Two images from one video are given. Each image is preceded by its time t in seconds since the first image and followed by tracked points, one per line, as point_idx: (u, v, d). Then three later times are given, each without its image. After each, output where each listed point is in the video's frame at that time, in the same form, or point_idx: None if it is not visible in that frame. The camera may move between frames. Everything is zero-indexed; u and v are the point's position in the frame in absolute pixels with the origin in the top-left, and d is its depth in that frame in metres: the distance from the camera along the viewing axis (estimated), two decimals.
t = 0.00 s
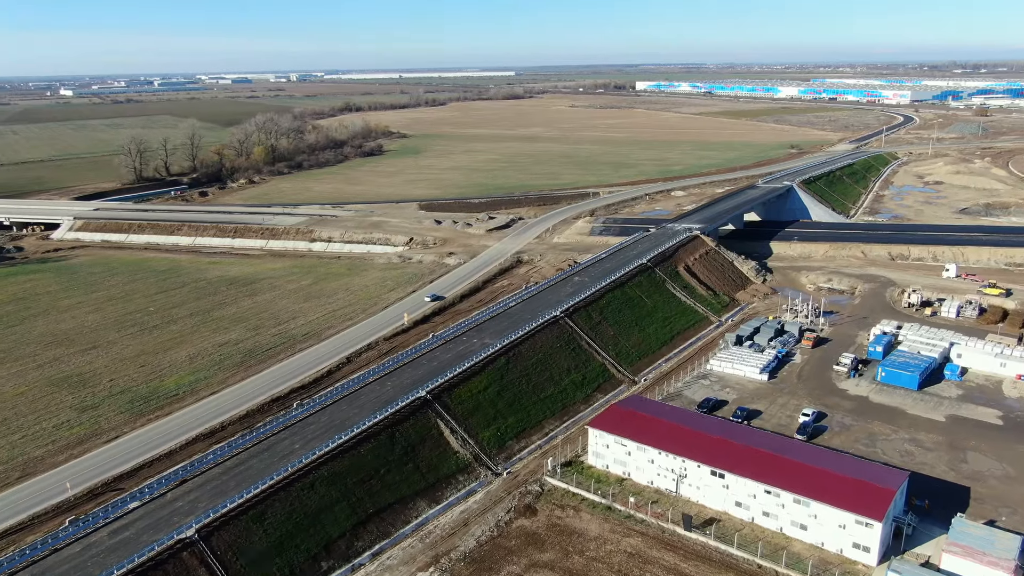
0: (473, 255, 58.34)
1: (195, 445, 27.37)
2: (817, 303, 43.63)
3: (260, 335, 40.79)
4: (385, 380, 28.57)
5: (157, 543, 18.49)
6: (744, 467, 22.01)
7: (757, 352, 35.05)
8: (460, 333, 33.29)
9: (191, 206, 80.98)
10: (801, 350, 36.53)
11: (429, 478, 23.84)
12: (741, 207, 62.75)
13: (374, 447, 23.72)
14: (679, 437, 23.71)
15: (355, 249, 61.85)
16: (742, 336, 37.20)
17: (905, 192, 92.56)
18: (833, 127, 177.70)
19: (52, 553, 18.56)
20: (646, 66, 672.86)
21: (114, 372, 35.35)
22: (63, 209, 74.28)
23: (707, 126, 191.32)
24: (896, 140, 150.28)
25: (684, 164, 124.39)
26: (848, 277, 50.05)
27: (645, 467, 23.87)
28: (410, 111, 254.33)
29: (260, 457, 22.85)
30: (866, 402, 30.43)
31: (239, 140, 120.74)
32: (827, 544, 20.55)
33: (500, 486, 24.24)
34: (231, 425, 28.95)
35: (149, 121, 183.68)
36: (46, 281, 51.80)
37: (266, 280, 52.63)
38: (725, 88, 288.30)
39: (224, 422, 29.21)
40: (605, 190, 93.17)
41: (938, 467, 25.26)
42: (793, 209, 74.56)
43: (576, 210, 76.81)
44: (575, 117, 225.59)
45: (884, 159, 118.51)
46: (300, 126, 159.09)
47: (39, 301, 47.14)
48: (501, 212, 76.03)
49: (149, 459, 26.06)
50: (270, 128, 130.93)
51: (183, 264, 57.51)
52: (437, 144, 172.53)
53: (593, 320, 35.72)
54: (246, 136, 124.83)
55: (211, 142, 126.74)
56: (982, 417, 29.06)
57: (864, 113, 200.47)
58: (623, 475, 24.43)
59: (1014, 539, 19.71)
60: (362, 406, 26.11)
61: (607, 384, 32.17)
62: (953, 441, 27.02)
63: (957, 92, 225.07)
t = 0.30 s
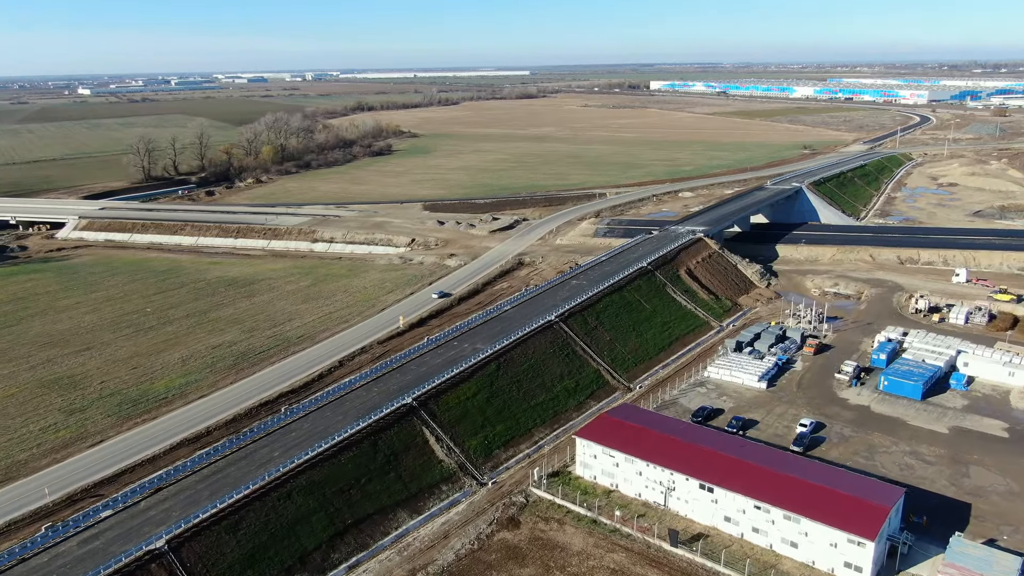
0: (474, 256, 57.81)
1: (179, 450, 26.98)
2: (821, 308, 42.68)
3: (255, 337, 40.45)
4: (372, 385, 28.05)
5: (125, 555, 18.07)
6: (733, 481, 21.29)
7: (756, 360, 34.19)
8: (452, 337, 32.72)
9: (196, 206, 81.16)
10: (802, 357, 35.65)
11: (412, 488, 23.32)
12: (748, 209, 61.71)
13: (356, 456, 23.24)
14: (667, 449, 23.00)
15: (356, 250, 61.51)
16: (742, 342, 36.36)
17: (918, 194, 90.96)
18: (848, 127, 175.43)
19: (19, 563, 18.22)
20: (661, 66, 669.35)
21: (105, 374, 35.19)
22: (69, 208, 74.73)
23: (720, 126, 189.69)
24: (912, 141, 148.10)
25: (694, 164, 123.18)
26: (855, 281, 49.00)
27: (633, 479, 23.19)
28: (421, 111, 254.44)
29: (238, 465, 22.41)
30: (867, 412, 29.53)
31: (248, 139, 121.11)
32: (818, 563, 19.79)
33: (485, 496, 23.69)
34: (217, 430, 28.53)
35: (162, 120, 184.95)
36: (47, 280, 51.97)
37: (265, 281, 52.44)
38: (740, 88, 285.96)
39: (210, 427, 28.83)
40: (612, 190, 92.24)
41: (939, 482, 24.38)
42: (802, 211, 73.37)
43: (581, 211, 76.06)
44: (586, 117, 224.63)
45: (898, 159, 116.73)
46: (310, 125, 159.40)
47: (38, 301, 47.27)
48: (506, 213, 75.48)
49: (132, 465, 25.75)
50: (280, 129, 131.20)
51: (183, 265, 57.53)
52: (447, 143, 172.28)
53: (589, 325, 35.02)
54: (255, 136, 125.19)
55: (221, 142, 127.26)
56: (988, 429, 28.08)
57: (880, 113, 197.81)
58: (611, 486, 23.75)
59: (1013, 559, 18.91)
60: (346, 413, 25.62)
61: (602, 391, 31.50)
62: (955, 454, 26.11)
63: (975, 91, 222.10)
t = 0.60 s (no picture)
0: (475, 258, 57.26)
1: (162, 455, 26.63)
2: (825, 314, 41.73)
3: (249, 339, 40.12)
4: (358, 391, 27.58)
5: (90, 567, 17.69)
6: (720, 496, 20.59)
7: (755, 367, 33.34)
8: (443, 341, 32.16)
9: (201, 205, 81.28)
10: (802, 364, 34.77)
11: (392, 498, 22.81)
12: (754, 211, 60.73)
13: (335, 464, 22.74)
14: (653, 462, 22.33)
15: (357, 250, 61.17)
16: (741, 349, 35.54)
17: (931, 196, 89.42)
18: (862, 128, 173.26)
19: None
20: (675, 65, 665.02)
21: (95, 376, 35.02)
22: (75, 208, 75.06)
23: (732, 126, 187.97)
24: (927, 141, 145.95)
25: (704, 165, 121.97)
26: (861, 285, 47.99)
27: (619, 492, 22.53)
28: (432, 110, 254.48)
29: (215, 473, 22.00)
30: (867, 423, 28.66)
31: (256, 139, 121.36)
32: None
33: (467, 507, 23.13)
34: (201, 435, 28.16)
35: (174, 119, 186.04)
36: (47, 281, 52.10)
37: (263, 282, 52.23)
38: (754, 88, 283.52)
39: (195, 432, 28.48)
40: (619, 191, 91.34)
41: (938, 497, 23.51)
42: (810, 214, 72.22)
43: (586, 212, 75.30)
44: (597, 117, 223.60)
45: (912, 161, 114.96)
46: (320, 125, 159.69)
47: (35, 301, 47.34)
48: (510, 214, 74.87)
49: (113, 470, 25.45)
50: (288, 129, 131.38)
51: (184, 265, 57.49)
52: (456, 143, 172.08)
53: (584, 330, 34.33)
54: (264, 135, 125.46)
55: (230, 141, 127.78)
56: (991, 441, 27.16)
57: (896, 114, 195.24)
58: (597, 498, 23.13)
59: None
60: (328, 420, 25.14)
61: (594, 398, 30.81)
62: (956, 468, 25.20)
63: (993, 92, 219.19)
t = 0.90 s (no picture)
0: (475, 259, 56.72)
1: (143, 461, 26.34)
2: (827, 319, 40.80)
3: (241, 342, 39.81)
4: (342, 396, 27.13)
5: None
6: (705, 512, 19.89)
7: (752, 375, 32.51)
8: (432, 346, 31.62)
9: (204, 205, 81.35)
10: (802, 371, 33.90)
11: (371, 508, 22.31)
12: (759, 213, 59.77)
13: (313, 474, 22.25)
14: (639, 475, 21.66)
15: (357, 251, 60.85)
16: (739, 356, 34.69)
17: (943, 198, 87.89)
18: (875, 128, 171.18)
19: None
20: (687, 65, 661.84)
21: (85, 378, 34.90)
22: (79, 208, 75.40)
23: (743, 126, 186.33)
24: (942, 142, 143.78)
25: (714, 166, 120.78)
26: (866, 290, 47.00)
27: (603, 505, 21.90)
28: (443, 110, 254.35)
29: (189, 481, 21.62)
30: (865, 434, 27.81)
31: (264, 138, 121.58)
32: None
33: (448, 519, 22.59)
34: (184, 440, 27.84)
35: (184, 118, 186.95)
36: (46, 281, 52.23)
37: (261, 283, 52.01)
38: (767, 87, 281.01)
39: (179, 436, 28.20)
40: (625, 192, 90.47)
41: (935, 514, 22.66)
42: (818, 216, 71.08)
43: (590, 213, 74.57)
44: (608, 117, 222.57)
45: (925, 162, 113.28)
46: (328, 124, 159.90)
47: (33, 301, 47.42)
48: (513, 215, 74.31)
49: (92, 475, 25.20)
50: (296, 129, 131.61)
51: (183, 265, 57.44)
52: (465, 143, 171.78)
53: (577, 335, 33.67)
54: (271, 134, 125.73)
55: (238, 141, 128.20)
56: (994, 455, 26.24)
57: (910, 114, 192.73)
58: (581, 511, 22.50)
59: None
60: (309, 426, 24.67)
61: (586, 406, 30.15)
62: (956, 483, 24.32)
63: (1010, 92, 216.12)
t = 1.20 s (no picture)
0: (474, 261, 56.17)
1: (122, 467, 25.97)
2: (828, 325, 39.93)
3: (232, 344, 39.47)
4: (324, 402, 26.64)
5: None
6: (687, 528, 19.22)
7: (746, 382, 31.73)
8: (419, 351, 31.07)
9: (207, 205, 81.36)
10: (798, 379, 33.09)
11: (346, 519, 21.81)
12: (762, 215, 58.86)
13: (288, 483, 21.80)
14: (620, 487, 20.99)
15: (355, 252, 60.48)
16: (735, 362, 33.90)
17: (954, 200, 86.53)
18: (887, 129, 169.26)
19: None
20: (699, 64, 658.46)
21: (73, 380, 34.68)
22: (82, 207, 75.58)
23: (752, 127, 184.84)
24: (955, 143, 141.95)
25: (721, 166, 119.69)
26: (869, 295, 46.05)
27: (584, 518, 21.27)
28: (452, 109, 254.11)
29: (160, 490, 21.21)
30: (860, 445, 27.00)
31: (269, 138, 121.67)
32: None
33: (425, 531, 22.05)
34: (165, 445, 27.43)
35: (194, 117, 187.71)
36: (43, 281, 52.24)
37: (256, 285, 51.70)
38: (780, 88, 278.76)
39: (160, 441, 27.81)
40: (629, 193, 89.69)
41: (929, 531, 21.86)
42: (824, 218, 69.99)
43: (593, 214, 73.86)
44: (616, 116, 221.56)
45: (936, 163, 111.75)
46: (335, 124, 160.00)
47: (28, 302, 47.40)
48: (515, 215, 73.73)
49: (69, 482, 24.88)
50: (302, 129, 131.66)
51: (181, 266, 57.31)
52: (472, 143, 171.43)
53: (568, 340, 33.03)
54: (277, 134, 125.83)
55: (244, 140, 128.51)
56: (994, 469, 25.36)
57: (924, 114, 190.51)
58: (562, 524, 21.88)
59: None
60: (288, 433, 24.22)
61: (575, 413, 29.52)
62: (953, 498, 23.49)
63: None
